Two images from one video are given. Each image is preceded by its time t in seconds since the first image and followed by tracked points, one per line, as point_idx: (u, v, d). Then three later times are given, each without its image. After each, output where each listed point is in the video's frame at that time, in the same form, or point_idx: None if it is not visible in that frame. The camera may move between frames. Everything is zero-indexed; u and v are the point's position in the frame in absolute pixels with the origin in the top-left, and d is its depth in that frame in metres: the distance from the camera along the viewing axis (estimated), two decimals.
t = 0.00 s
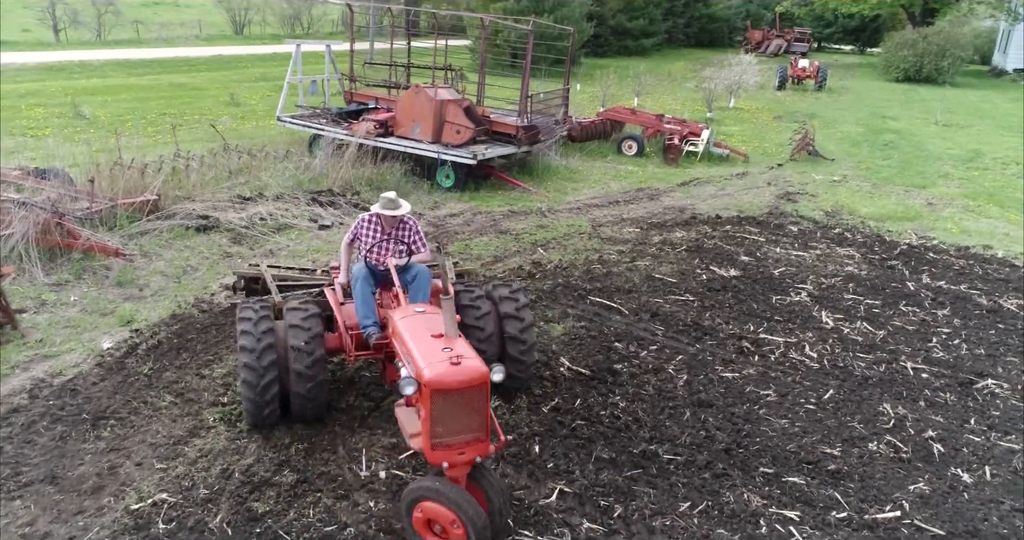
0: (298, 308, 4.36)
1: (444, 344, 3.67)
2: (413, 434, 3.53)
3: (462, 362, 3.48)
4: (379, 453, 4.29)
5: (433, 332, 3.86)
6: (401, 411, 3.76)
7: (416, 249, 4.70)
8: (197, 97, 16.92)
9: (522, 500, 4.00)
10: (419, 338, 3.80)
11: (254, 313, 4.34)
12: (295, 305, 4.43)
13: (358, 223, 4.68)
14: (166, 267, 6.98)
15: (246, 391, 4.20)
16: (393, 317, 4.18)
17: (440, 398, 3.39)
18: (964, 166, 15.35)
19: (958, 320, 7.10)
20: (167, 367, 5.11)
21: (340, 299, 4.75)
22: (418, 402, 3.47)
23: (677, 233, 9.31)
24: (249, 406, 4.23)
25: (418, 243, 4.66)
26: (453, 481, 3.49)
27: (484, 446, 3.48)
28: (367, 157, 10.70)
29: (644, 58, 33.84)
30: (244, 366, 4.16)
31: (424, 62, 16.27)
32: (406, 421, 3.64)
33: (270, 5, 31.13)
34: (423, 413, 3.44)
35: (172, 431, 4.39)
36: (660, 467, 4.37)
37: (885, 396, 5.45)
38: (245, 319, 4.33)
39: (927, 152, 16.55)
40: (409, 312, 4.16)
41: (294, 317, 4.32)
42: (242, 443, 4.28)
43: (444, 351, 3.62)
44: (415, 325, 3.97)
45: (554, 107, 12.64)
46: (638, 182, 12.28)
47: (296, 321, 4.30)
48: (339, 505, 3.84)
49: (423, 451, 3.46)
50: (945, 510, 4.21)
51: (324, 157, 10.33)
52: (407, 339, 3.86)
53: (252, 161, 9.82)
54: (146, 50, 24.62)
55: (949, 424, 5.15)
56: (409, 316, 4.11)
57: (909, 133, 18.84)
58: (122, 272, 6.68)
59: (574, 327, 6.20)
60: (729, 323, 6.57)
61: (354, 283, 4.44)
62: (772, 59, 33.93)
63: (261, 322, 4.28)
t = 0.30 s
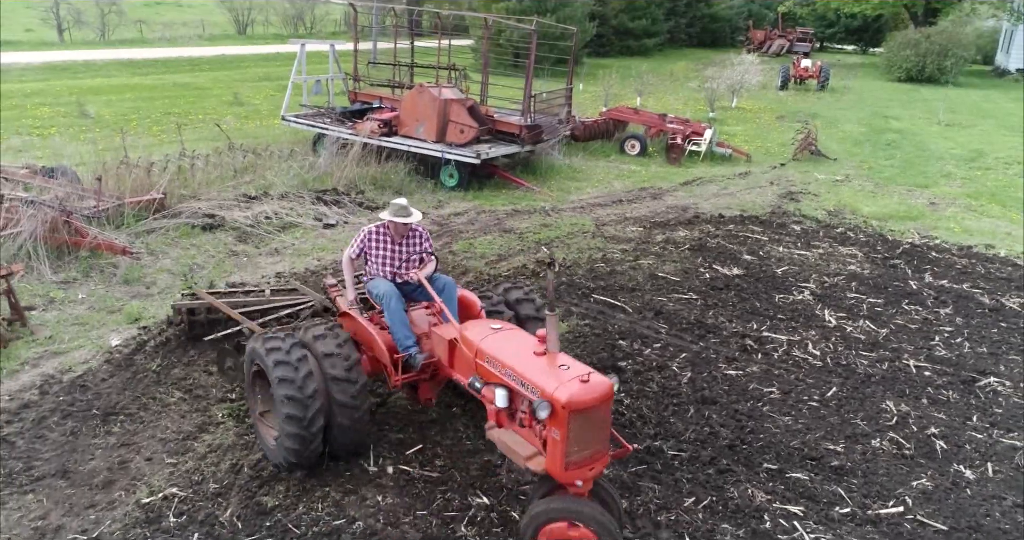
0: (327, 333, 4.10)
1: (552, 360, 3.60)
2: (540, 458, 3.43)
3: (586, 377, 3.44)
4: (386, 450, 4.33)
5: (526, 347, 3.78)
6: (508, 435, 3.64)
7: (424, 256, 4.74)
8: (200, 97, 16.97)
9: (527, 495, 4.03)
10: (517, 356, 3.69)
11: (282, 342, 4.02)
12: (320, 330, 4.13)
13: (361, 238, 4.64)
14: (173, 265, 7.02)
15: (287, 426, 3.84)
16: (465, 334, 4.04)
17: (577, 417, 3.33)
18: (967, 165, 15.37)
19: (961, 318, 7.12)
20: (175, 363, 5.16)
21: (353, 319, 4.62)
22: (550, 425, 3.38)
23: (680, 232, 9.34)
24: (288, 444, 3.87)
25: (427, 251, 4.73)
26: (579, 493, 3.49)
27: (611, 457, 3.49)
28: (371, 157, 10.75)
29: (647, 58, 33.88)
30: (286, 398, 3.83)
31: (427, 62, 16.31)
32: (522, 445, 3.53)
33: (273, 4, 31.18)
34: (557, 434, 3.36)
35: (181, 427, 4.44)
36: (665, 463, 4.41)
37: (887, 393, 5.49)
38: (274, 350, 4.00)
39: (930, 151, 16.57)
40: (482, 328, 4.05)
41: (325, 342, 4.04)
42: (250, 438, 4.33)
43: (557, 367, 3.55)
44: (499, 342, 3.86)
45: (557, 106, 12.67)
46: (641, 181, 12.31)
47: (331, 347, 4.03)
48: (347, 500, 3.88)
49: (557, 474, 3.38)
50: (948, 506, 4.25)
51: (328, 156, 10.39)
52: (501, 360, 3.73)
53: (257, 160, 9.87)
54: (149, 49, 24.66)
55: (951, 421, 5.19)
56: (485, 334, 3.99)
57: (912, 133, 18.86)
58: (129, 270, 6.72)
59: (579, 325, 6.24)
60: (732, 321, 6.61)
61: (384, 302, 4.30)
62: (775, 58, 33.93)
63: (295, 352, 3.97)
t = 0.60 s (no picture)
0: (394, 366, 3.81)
1: (665, 369, 3.63)
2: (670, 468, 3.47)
3: (712, 382, 3.52)
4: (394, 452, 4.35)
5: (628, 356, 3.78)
6: (621, 448, 3.63)
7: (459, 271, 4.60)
8: (205, 97, 17.01)
9: (536, 493, 4.06)
10: (627, 367, 3.68)
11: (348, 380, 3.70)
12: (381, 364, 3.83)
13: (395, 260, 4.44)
14: (180, 265, 7.05)
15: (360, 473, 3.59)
16: (553, 348, 3.97)
17: (716, 422, 3.40)
18: (971, 165, 15.38)
19: (966, 319, 7.13)
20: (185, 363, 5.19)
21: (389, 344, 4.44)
22: (686, 433, 3.42)
23: (685, 232, 9.35)
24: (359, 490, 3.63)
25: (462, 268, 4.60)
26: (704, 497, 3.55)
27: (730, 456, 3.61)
28: (376, 157, 10.79)
29: (649, 58, 33.91)
30: (365, 437, 3.54)
31: (431, 62, 16.35)
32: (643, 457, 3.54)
33: (276, 5, 31.26)
34: (696, 442, 3.40)
35: (192, 426, 4.46)
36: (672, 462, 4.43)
37: (894, 393, 5.50)
38: (340, 387, 3.67)
39: (934, 152, 16.57)
40: (568, 341, 4.00)
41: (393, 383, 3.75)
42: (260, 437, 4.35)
43: (675, 374, 3.60)
44: (596, 355, 3.82)
45: (561, 107, 12.70)
46: (645, 181, 12.32)
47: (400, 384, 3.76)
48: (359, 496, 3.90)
49: (689, 481, 3.44)
50: (956, 507, 4.26)
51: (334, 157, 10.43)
52: (608, 372, 3.71)
53: (262, 160, 9.90)
54: (153, 50, 24.74)
55: (958, 421, 5.20)
56: (574, 347, 3.94)
57: (915, 133, 18.87)
58: (137, 270, 6.75)
59: (586, 326, 6.26)
60: (738, 322, 6.62)
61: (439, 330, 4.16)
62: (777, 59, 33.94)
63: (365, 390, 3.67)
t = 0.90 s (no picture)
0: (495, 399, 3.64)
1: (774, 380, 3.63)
2: (790, 479, 3.48)
3: (826, 391, 3.55)
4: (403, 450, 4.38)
5: (731, 368, 3.74)
6: (731, 461, 3.61)
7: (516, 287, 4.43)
8: (208, 97, 17.05)
9: (544, 492, 4.10)
10: (735, 380, 3.64)
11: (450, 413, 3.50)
12: (479, 395, 3.65)
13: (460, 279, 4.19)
14: (186, 265, 7.07)
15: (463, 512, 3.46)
16: (645, 362, 3.88)
17: (839, 430, 3.43)
18: (973, 166, 15.40)
19: (971, 319, 7.14)
20: (193, 362, 5.21)
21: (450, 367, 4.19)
22: (809, 444, 3.44)
23: (689, 232, 9.37)
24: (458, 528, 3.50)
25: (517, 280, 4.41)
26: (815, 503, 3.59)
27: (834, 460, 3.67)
28: (380, 157, 10.81)
29: (651, 58, 33.94)
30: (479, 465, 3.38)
31: (434, 62, 16.37)
32: (758, 470, 3.53)
33: (278, 5, 31.29)
34: (821, 451, 3.42)
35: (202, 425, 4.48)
36: (679, 460, 4.46)
37: (900, 393, 5.52)
38: (444, 422, 3.45)
39: (936, 152, 16.58)
40: (659, 352, 3.91)
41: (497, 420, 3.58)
42: (269, 435, 4.37)
43: (787, 384, 3.60)
44: (697, 367, 3.76)
45: (564, 107, 12.73)
46: (648, 181, 12.34)
47: (502, 420, 3.60)
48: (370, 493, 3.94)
49: (811, 491, 3.47)
50: (964, 506, 4.27)
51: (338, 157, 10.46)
52: (717, 385, 3.66)
53: (267, 160, 9.93)
54: (156, 50, 24.78)
55: (964, 421, 5.21)
56: (669, 359, 3.85)
57: (918, 133, 18.89)
58: (144, 269, 6.77)
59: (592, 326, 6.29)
60: (743, 321, 6.64)
61: (517, 352, 3.97)
62: (779, 59, 33.95)
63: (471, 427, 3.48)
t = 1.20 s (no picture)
0: (589, 424, 3.64)
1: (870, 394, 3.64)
2: (892, 493, 3.49)
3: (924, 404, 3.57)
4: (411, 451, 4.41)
5: (822, 382, 3.73)
6: (828, 477, 3.60)
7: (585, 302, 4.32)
8: (211, 97, 17.09)
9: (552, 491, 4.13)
10: (832, 394, 3.63)
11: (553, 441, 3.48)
12: (572, 421, 3.65)
13: (543, 297, 4.01)
14: (192, 264, 7.09)
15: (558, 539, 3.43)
16: (733, 378, 3.83)
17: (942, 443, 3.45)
18: (977, 166, 15.40)
19: (975, 319, 7.15)
20: (200, 361, 5.23)
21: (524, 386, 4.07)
22: (914, 458, 3.44)
23: (693, 232, 9.38)
24: None
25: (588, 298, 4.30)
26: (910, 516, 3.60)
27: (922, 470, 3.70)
28: (384, 157, 10.84)
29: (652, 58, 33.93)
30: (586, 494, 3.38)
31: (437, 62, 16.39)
32: (857, 485, 3.54)
33: (280, 5, 31.34)
34: (925, 465, 3.43)
35: (208, 424, 4.49)
36: (684, 460, 4.48)
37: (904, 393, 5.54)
38: (545, 448, 3.43)
39: (939, 152, 16.59)
40: (744, 366, 3.87)
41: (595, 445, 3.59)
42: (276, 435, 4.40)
43: (884, 397, 3.61)
44: (788, 381, 3.73)
45: (567, 107, 12.75)
46: (651, 181, 12.35)
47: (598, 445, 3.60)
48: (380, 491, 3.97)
49: (912, 505, 3.49)
50: (969, 505, 4.29)
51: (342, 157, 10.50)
52: (814, 400, 3.63)
53: (271, 160, 9.95)
54: (159, 50, 24.83)
55: (969, 421, 5.23)
56: (757, 374, 3.81)
57: (921, 133, 18.89)
58: (150, 269, 6.80)
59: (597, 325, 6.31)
60: (748, 321, 6.66)
61: (604, 372, 3.88)
62: (781, 59, 33.95)
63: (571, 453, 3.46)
